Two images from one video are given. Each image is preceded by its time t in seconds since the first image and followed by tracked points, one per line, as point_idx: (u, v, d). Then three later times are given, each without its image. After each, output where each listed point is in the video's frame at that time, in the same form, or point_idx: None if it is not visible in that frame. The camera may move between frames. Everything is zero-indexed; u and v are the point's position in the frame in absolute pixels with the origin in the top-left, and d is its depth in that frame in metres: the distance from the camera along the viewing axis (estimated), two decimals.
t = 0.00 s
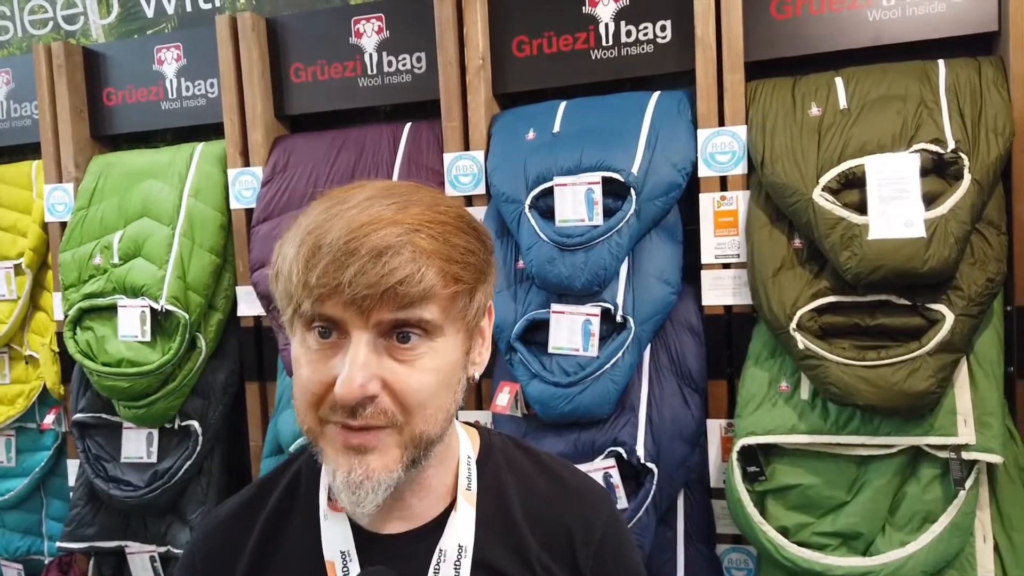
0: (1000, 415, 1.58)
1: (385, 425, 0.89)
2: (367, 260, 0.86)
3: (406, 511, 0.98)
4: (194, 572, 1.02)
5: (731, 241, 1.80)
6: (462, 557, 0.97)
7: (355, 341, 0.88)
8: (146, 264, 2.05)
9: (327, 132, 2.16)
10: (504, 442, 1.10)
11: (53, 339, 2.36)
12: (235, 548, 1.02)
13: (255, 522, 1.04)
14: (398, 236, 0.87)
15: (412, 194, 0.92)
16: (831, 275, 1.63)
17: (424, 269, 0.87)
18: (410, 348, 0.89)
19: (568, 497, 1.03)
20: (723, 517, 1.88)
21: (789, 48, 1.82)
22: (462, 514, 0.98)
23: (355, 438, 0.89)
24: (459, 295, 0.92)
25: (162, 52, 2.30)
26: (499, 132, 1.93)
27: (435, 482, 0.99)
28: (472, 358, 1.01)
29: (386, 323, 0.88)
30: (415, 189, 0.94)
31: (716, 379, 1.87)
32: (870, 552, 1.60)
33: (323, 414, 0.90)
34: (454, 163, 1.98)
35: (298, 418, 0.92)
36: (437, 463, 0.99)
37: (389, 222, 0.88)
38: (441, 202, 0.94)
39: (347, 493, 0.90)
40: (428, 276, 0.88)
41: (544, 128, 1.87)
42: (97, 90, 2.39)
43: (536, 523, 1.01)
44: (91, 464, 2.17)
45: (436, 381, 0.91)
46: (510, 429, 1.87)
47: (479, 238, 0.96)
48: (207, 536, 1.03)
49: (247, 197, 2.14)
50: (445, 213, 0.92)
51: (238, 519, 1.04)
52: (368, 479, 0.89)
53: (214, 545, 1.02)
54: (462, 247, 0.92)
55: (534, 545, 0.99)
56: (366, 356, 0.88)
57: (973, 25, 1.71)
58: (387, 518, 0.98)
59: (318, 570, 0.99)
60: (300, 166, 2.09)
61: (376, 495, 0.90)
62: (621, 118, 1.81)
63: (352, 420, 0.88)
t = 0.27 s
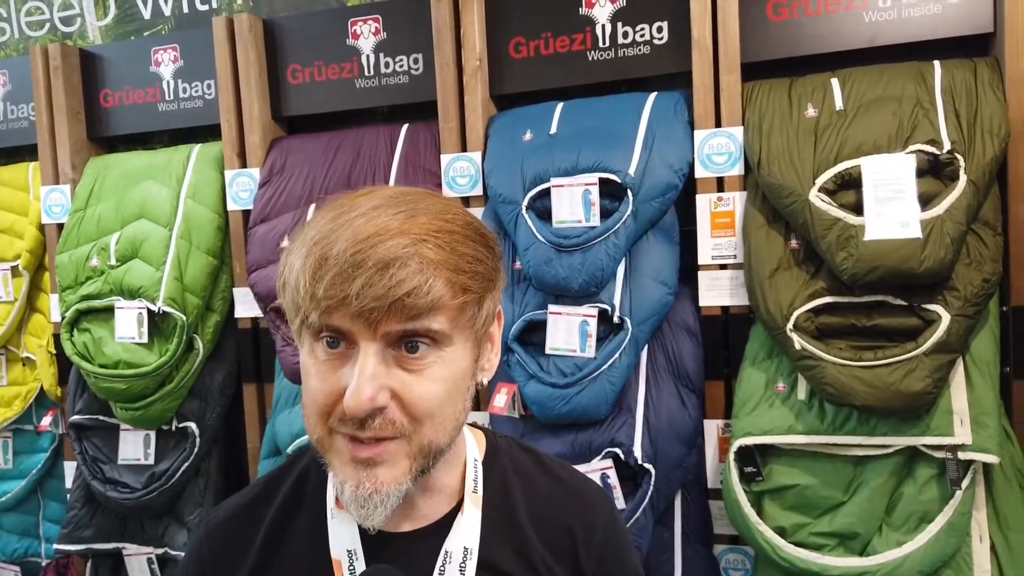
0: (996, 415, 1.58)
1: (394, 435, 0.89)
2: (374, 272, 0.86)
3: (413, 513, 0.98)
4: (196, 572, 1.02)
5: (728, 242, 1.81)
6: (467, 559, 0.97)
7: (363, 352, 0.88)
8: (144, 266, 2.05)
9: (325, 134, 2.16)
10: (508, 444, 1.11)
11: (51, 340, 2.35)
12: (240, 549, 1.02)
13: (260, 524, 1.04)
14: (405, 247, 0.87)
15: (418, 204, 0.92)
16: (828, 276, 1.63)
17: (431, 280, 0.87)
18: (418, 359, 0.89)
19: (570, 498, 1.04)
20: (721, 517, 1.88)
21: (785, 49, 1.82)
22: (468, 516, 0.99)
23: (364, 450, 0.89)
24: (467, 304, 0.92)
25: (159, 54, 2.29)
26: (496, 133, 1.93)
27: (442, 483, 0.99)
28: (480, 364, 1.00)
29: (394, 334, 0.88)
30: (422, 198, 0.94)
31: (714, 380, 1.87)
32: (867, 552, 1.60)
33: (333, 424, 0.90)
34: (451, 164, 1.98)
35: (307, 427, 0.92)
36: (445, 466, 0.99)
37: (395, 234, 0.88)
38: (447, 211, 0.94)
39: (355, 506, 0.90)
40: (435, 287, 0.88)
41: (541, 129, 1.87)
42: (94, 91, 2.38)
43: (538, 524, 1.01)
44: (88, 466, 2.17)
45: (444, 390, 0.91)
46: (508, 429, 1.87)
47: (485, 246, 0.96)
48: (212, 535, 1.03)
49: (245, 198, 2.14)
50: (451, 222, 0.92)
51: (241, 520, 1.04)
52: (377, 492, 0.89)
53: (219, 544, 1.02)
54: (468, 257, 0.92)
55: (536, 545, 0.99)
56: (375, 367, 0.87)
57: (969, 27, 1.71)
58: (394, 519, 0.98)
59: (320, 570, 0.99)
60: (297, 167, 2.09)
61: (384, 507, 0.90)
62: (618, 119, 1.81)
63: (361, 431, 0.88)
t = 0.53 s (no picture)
0: (993, 415, 1.58)
1: (403, 429, 0.90)
2: (387, 263, 0.87)
3: (418, 515, 0.98)
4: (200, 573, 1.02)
5: (725, 243, 1.81)
6: (473, 561, 0.97)
7: (374, 344, 0.89)
8: (142, 267, 2.05)
9: (323, 135, 2.16)
10: (513, 445, 1.11)
11: (49, 342, 2.35)
12: (245, 550, 1.02)
13: (265, 527, 1.04)
14: (418, 241, 0.89)
15: (430, 202, 0.94)
16: (825, 277, 1.64)
17: (443, 273, 0.88)
18: (428, 353, 0.90)
19: (575, 499, 1.04)
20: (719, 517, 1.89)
21: (782, 50, 1.83)
22: (474, 519, 0.99)
23: (371, 441, 0.90)
24: (477, 300, 0.93)
25: (157, 55, 2.29)
26: (494, 135, 1.94)
27: (447, 486, 0.99)
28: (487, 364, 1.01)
29: (405, 327, 0.89)
30: (434, 198, 0.96)
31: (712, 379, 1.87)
32: (865, 552, 1.60)
33: (342, 417, 0.90)
34: (449, 165, 1.98)
35: (315, 423, 0.93)
36: (449, 468, 0.99)
37: (409, 228, 0.89)
38: (458, 209, 0.95)
39: (363, 497, 0.90)
40: (446, 280, 0.89)
41: (538, 130, 1.87)
42: (92, 93, 2.38)
43: (543, 525, 1.02)
44: (86, 468, 2.16)
45: (454, 385, 0.91)
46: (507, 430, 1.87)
47: (496, 245, 0.98)
48: (216, 537, 1.03)
49: (242, 200, 2.14)
50: (463, 220, 0.94)
51: (246, 521, 1.04)
52: (383, 481, 0.89)
53: (224, 546, 1.02)
54: (479, 253, 0.93)
55: (540, 546, 0.99)
56: (385, 359, 0.88)
57: (965, 28, 1.72)
58: (399, 521, 0.99)
59: (322, 571, 0.99)
60: (295, 169, 2.09)
61: (390, 499, 0.90)
62: (616, 120, 1.82)
63: (371, 423, 0.89)
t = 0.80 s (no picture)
0: (990, 414, 1.58)
1: (395, 416, 0.90)
2: (379, 251, 0.88)
3: (415, 515, 0.99)
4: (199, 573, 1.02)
5: (723, 243, 1.81)
6: (470, 561, 0.97)
7: (366, 332, 0.89)
8: (139, 268, 2.05)
9: (321, 136, 2.16)
10: (511, 446, 1.11)
11: (46, 343, 2.35)
12: (244, 549, 1.03)
13: (264, 526, 1.04)
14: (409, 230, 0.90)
15: (424, 194, 0.95)
16: (823, 277, 1.64)
17: (434, 261, 0.89)
18: (420, 340, 0.91)
19: (573, 500, 1.04)
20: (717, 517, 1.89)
21: (779, 50, 1.83)
22: (470, 517, 0.99)
23: (365, 432, 0.91)
24: (469, 289, 0.93)
25: (155, 56, 2.29)
26: (492, 135, 1.94)
27: (444, 486, 1.00)
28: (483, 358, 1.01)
29: (397, 314, 0.89)
30: (427, 191, 0.97)
31: (709, 379, 1.87)
32: (863, 551, 1.60)
33: (336, 407, 0.91)
34: (447, 165, 1.98)
35: (311, 415, 0.94)
36: (445, 466, 0.99)
37: (400, 217, 0.90)
38: (452, 201, 0.96)
39: (358, 488, 0.91)
40: (437, 268, 0.89)
41: (536, 130, 1.88)
42: (90, 93, 2.38)
43: (540, 525, 1.02)
44: (84, 469, 2.16)
45: (446, 374, 0.92)
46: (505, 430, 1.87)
47: (490, 238, 0.98)
48: (215, 537, 1.03)
49: (240, 200, 2.14)
50: (457, 211, 0.95)
51: (244, 520, 1.04)
52: (378, 473, 0.90)
53: (223, 546, 1.02)
54: (472, 243, 0.94)
55: (537, 547, 0.99)
56: (377, 346, 0.89)
57: (962, 28, 1.72)
58: (394, 521, 0.99)
59: (319, 571, 0.99)
60: (293, 169, 2.09)
61: (384, 491, 0.91)
62: (614, 120, 1.82)
63: (364, 410, 0.89)
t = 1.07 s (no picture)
0: (987, 413, 1.59)
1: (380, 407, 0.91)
2: (347, 244, 0.90)
3: (408, 513, 0.99)
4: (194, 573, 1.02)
5: (720, 243, 1.81)
6: (464, 556, 0.98)
7: (344, 326, 0.91)
8: (136, 269, 2.05)
9: (317, 136, 2.16)
10: (506, 443, 1.11)
11: (43, 344, 2.35)
12: (238, 548, 1.02)
13: (256, 524, 1.04)
14: (375, 221, 0.91)
15: (389, 188, 0.97)
16: (820, 277, 1.64)
17: (402, 249, 0.91)
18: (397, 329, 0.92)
19: (569, 497, 1.04)
20: (714, 517, 1.89)
21: (776, 51, 1.83)
22: (464, 513, 0.99)
23: (353, 426, 0.91)
24: (441, 273, 0.95)
25: (151, 57, 2.29)
26: (488, 136, 1.94)
27: (436, 482, 1.00)
28: (465, 345, 1.02)
29: (373, 304, 0.91)
30: (392, 186, 0.99)
31: (707, 380, 1.88)
32: (860, 550, 1.61)
33: (324, 406, 0.91)
34: (444, 166, 1.98)
35: (303, 416, 0.94)
36: (437, 462, 1.00)
37: (365, 211, 0.92)
38: (416, 193, 0.98)
39: (352, 481, 0.91)
40: (406, 255, 0.91)
41: (533, 130, 1.88)
42: (86, 94, 2.38)
43: (536, 524, 1.02)
44: (81, 470, 2.16)
45: (427, 360, 0.93)
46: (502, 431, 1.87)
47: (458, 223, 0.99)
48: (209, 538, 1.03)
49: (237, 201, 2.14)
50: (421, 201, 0.97)
51: (237, 520, 1.04)
52: (371, 464, 0.91)
53: (217, 547, 1.02)
54: (440, 229, 0.95)
55: (533, 545, 1.00)
56: (355, 338, 0.90)
57: (957, 28, 1.72)
58: (387, 519, 0.99)
59: (316, 571, 0.99)
60: (290, 170, 2.09)
61: (379, 482, 0.91)
62: (610, 121, 1.82)
63: (348, 404, 0.90)
